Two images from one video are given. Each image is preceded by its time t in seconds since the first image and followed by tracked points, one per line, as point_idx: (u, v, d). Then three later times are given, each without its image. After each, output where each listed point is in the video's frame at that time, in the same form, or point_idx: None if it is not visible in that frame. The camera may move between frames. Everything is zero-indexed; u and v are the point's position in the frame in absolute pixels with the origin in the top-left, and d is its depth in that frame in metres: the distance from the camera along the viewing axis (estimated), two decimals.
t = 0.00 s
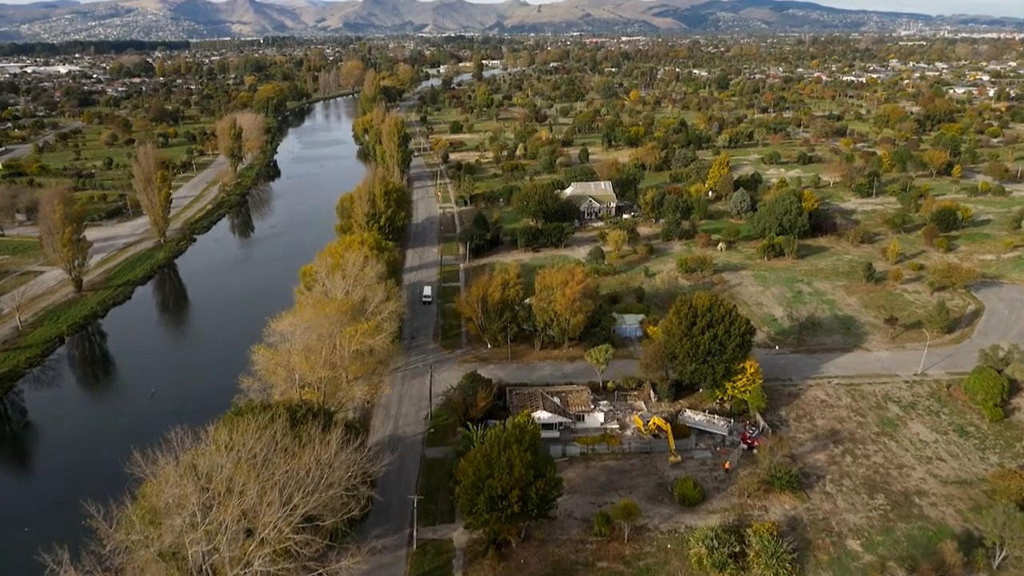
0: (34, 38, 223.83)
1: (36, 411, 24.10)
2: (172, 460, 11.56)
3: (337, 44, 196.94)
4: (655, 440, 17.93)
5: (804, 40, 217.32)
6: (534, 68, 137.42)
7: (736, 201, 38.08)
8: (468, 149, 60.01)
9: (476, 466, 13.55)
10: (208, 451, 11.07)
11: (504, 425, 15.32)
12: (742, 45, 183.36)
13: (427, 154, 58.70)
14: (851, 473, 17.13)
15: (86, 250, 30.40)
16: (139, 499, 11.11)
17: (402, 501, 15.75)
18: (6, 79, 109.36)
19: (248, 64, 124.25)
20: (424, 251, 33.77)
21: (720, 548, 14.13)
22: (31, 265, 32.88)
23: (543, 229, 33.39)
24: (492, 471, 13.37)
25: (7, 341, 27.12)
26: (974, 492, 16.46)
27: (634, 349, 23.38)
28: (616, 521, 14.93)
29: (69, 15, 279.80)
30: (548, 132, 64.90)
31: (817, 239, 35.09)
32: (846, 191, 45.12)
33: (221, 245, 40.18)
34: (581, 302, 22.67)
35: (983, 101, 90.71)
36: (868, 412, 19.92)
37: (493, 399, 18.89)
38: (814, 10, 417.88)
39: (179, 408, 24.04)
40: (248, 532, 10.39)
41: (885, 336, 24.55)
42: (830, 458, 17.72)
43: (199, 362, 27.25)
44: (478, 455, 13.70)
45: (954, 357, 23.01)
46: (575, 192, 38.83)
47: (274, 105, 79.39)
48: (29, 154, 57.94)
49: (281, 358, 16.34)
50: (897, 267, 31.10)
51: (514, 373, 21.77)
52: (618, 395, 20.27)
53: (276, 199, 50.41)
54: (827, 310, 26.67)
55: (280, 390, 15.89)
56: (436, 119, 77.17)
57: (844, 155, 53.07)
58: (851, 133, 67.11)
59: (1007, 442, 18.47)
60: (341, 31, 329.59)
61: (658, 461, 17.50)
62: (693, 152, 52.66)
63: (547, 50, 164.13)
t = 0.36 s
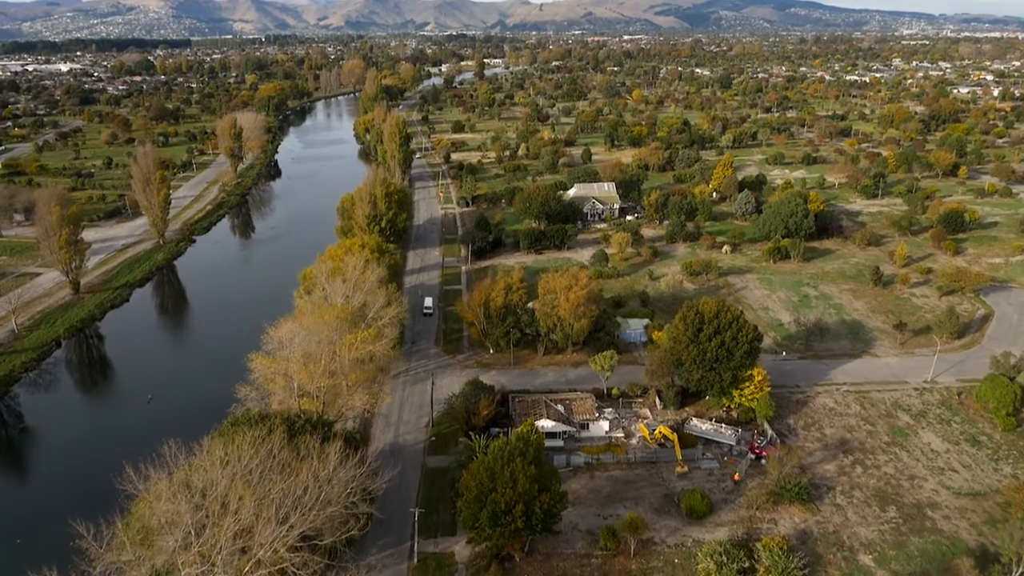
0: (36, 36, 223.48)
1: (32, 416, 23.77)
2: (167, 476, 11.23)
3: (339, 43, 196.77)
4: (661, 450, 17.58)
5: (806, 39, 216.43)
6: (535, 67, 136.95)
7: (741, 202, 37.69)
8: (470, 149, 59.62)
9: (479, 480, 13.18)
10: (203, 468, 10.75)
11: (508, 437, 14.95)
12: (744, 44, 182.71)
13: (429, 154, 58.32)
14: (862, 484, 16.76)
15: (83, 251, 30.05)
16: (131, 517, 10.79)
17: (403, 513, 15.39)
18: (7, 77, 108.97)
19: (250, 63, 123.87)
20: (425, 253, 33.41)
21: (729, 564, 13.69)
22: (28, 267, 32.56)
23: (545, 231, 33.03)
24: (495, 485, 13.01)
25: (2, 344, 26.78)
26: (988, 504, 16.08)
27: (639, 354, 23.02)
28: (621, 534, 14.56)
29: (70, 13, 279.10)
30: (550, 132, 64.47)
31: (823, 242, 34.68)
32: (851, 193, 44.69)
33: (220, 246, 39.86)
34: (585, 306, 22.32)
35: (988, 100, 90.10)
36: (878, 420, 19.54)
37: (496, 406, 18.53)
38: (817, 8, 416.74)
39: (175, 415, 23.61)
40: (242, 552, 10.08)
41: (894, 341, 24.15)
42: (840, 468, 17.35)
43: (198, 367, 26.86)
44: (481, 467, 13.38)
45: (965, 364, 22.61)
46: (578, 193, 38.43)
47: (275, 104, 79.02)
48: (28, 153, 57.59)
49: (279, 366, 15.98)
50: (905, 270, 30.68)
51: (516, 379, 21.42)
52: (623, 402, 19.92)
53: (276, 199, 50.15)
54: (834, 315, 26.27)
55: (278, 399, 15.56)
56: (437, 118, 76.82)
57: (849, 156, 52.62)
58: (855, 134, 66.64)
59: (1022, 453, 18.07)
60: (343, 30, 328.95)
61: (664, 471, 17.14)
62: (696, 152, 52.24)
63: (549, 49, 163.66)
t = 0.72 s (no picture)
0: (37, 34, 222.73)
1: (27, 422, 23.42)
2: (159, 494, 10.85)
3: (341, 41, 196.36)
4: (668, 460, 17.21)
5: (808, 38, 215.75)
6: (537, 66, 136.46)
7: (746, 204, 37.30)
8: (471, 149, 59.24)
9: (482, 495, 12.82)
10: (198, 487, 10.39)
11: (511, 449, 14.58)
12: (746, 43, 181.96)
13: (430, 154, 57.94)
14: (874, 496, 16.38)
15: (80, 254, 29.65)
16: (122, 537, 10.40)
17: (404, 527, 15.02)
18: (8, 76, 108.71)
19: (251, 62, 123.58)
20: (426, 255, 33.05)
21: None
22: (25, 269, 32.26)
23: (548, 233, 32.66)
24: (499, 501, 12.63)
25: None
26: (1003, 518, 15.69)
27: (644, 361, 22.67)
28: (628, 550, 14.19)
29: (73, 11, 278.44)
30: (553, 132, 64.06)
31: (829, 245, 34.28)
32: (857, 194, 44.26)
33: (219, 248, 39.51)
34: (589, 312, 21.95)
35: (992, 100, 89.53)
36: (888, 430, 19.15)
37: (499, 415, 18.19)
38: (820, 7, 415.37)
39: (172, 422, 23.18)
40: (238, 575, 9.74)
41: (903, 348, 23.75)
42: (851, 480, 16.96)
43: (197, 372, 26.41)
44: (485, 482, 13.00)
45: (975, 371, 22.20)
46: (581, 195, 38.04)
47: (276, 103, 78.65)
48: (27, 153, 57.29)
49: (277, 375, 15.61)
50: (912, 274, 30.28)
51: (519, 386, 21.06)
52: (628, 411, 19.55)
53: (277, 199, 49.83)
54: (842, 320, 25.86)
55: (277, 410, 15.21)
56: (439, 118, 76.43)
57: (854, 157, 52.17)
58: (859, 134, 66.20)
59: None
60: (344, 28, 328.41)
61: (671, 483, 16.78)
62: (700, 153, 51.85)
63: (550, 47, 163.22)
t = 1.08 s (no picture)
0: (37, 32, 221.82)
1: (24, 428, 23.11)
2: (153, 513, 10.53)
3: (343, 39, 195.75)
4: (675, 472, 16.84)
5: (810, 37, 215.22)
6: (538, 65, 136.03)
7: (751, 206, 36.89)
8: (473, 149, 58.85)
9: (486, 511, 12.46)
10: (192, 507, 10.05)
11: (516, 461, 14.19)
12: (748, 41, 181.04)
13: (432, 154, 57.54)
14: (886, 509, 15.99)
15: (77, 256, 29.23)
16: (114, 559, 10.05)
17: (405, 542, 14.65)
18: (8, 75, 108.38)
19: (252, 61, 123.20)
20: (427, 258, 32.66)
21: None
22: (22, 272, 31.93)
23: (551, 236, 32.26)
24: (504, 517, 12.27)
25: None
26: (1019, 533, 15.29)
27: (649, 367, 22.31)
28: (636, 565, 13.84)
29: (73, 10, 277.73)
30: (555, 132, 63.62)
31: (835, 247, 33.86)
32: (862, 196, 43.81)
33: (219, 249, 39.13)
34: (594, 318, 21.55)
35: (997, 100, 88.96)
36: (900, 439, 18.76)
37: (502, 424, 17.83)
38: (822, 6, 414.18)
39: (170, 429, 22.81)
40: None
41: (913, 354, 23.34)
42: (862, 492, 16.57)
43: (196, 377, 25.97)
44: (489, 498, 12.63)
45: (988, 379, 21.79)
46: (584, 197, 37.63)
47: (277, 102, 78.26)
48: (26, 152, 56.93)
49: (275, 386, 15.25)
50: (920, 277, 29.86)
51: (523, 394, 20.70)
52: (634, 419, 19.19)
53: (278, 199, 49.52)
54: (850, 325, 25.44)
55: (275, 422, 14.83)
56: (440, 117, 75.99)
57: (859, 158, 51.71)
58: (864, 134, 65.73)
59: None
60: (345, 26, 327.92)
61: (679, 495, 16.40)
62: (703, 153, 51.43)
63: (552, 46, 162.71)
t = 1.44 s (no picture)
0: (38, 30, 221.33)
1: (20, 435, 22.71)
2: (148, 533, 10.22)
3: (344, 37, 195.19)
4: (684, 483, 16.47)
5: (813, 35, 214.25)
6: (540, 63, 135.37)
7: (757, 207, 36.46)
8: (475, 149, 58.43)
9: (492, 529, 12.07)
10: (187, 529, 9.74)
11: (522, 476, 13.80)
12: (751, 40, 180.22)
13: (433, 154, 57.11)
14: (901, 523, 15.58)
15: (75, 259, 28.85)
16: None
17: (408, 557, 14.30)
18: (9, 73, 108.03)
19: (253, 60, 122.81)
20: (429, 261, 32.30)
21: None
22: (20, 274, 31.60)
23: (555, 238, 31.87)
24: (510, 536, 11.89)
25: None
26: None
27: (656, 373, 21.94)
28: None
29: (75, 8, 277.25)
30: (557, 132, 63.14)
31: (842, 249, 33.39)
32: (869, 197, 43.30)
33: (219, 251, 38.79)
34: (600, 324, 21.16)
35: (1002, 99, 88.29)
36: (913, 449, 18.35)
37: (506, 434, 17.46)
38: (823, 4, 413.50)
39: (168, 435, 22.37)
40: None
41: (924, 360, 22.92)
42: (876, 505, 16.16)
43: (194, 382, 25.47)
44: (495, 516, 12.27)
45: (1001, 386, 21.35)
46: (588, 198, 37.18)
47: (277, 102, 77.84)
48: (25, 152, 56.60)
49: (274, 398, 14.92)
50: (930, 280, 29.37)
51: (527, 401, 20.33)
52: (641, 428, 18.82)
53: (279, 200, 49.21)
54: (859, 330, 24.99)
55: (274, 434, 14.48)
56: (442, 117, 75.56)
57: (865, 158, 51.19)
58: (869, 134, 65.18)
59: None
60: (346, 24, 327.34)
61: (688, 507, 16.03)
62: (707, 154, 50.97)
63: (554, 45, 162.09)
